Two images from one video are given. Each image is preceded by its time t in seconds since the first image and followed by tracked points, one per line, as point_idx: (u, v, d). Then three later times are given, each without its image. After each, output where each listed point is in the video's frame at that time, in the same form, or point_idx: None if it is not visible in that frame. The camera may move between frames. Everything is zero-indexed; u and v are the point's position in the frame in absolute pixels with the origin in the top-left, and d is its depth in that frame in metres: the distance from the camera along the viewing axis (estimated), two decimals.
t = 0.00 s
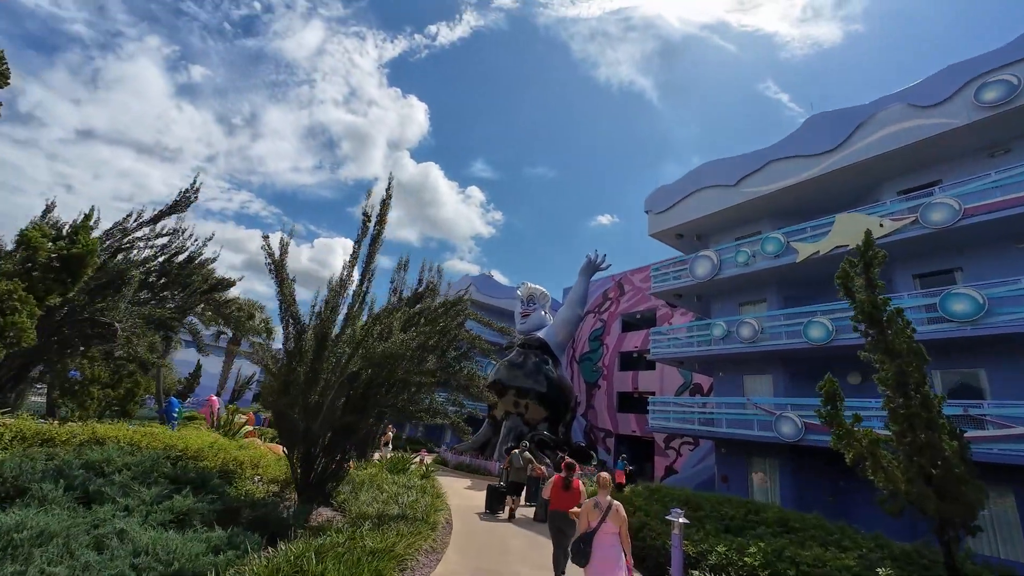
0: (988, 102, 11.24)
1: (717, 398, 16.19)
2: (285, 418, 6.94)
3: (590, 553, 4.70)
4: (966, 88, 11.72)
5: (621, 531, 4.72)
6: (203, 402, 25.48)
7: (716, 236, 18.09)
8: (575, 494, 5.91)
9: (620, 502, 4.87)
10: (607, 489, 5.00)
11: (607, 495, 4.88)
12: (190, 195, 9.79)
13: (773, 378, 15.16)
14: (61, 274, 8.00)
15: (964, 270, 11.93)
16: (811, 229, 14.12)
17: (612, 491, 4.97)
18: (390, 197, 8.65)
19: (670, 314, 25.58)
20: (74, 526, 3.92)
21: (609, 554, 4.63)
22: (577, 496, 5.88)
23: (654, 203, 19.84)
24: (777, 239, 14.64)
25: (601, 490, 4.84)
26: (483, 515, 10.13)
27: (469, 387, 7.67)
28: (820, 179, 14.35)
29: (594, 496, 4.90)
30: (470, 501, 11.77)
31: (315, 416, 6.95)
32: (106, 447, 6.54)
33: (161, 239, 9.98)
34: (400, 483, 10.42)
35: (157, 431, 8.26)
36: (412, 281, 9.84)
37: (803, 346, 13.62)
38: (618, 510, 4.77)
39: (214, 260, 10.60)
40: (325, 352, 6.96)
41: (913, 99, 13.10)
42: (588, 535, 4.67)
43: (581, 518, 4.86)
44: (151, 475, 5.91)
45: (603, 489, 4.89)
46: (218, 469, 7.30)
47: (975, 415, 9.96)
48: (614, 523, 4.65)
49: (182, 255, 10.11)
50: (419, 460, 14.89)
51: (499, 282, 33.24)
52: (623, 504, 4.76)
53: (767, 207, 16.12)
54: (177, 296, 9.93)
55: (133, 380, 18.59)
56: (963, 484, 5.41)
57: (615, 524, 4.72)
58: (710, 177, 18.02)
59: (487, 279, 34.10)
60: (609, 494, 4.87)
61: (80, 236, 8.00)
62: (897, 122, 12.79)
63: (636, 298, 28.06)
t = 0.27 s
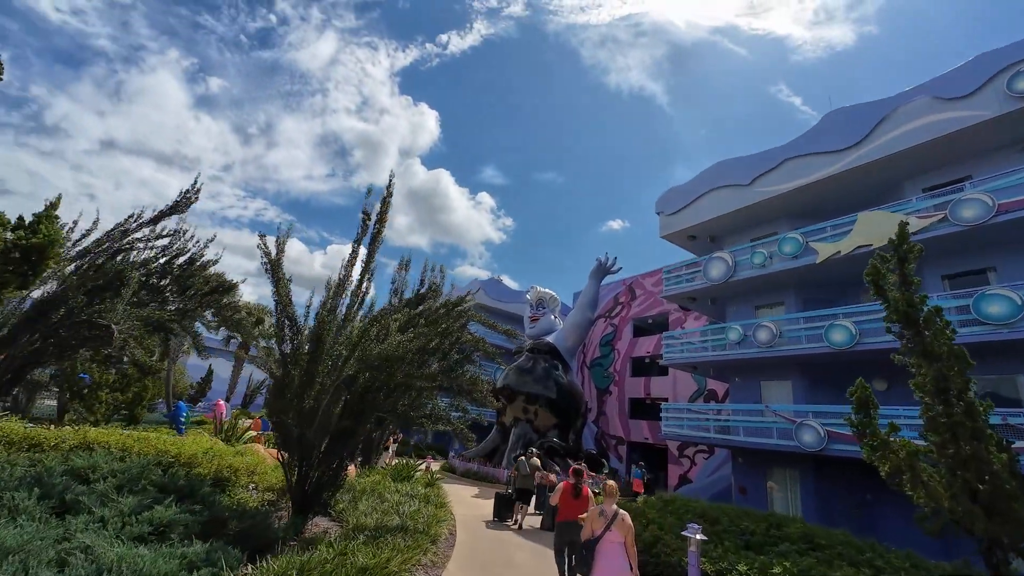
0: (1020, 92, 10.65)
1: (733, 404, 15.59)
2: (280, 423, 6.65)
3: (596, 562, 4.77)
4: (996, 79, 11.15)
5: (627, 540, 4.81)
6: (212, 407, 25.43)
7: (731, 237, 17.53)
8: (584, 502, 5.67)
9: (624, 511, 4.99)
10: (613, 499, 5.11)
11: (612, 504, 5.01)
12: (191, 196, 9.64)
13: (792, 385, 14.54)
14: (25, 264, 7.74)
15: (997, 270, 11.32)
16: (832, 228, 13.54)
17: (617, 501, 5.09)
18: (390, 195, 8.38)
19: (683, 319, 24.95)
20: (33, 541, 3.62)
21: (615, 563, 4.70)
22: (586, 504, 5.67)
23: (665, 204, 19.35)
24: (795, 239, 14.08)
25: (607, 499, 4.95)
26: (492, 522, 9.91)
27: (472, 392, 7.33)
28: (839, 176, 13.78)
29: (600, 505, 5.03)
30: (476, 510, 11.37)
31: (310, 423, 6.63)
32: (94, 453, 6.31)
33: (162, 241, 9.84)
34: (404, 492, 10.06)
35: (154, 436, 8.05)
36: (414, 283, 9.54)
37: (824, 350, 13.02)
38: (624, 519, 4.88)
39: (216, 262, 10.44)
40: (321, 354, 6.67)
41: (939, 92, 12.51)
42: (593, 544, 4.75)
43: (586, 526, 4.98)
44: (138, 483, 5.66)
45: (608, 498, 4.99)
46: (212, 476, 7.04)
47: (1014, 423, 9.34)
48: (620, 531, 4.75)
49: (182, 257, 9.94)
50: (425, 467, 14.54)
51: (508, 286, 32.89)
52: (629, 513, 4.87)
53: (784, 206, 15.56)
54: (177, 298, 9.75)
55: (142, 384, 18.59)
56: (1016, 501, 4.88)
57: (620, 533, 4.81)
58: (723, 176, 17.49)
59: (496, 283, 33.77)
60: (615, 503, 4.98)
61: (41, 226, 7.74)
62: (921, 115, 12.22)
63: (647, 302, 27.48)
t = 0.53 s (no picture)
0: None
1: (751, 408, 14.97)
2: (276, 421, 6.38)
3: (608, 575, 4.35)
4: None
5: (641, 551, 4.41)
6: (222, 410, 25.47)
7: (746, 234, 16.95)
8: (591, 508, 5.28)
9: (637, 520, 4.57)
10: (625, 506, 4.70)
11: (625, 511, 4.59)
12: (192, 191, 9.44)
13: (813, 387, 13.90)
14: None
15: None
16: (854, 222, 12.93)
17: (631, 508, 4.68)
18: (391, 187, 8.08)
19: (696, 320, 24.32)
20: None
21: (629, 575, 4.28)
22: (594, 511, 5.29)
23: (677, 201, 18.83)
24: (815, 235, 13.50)
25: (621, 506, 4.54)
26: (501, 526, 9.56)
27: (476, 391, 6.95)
28: (862, 169, 13.19)
29: (613, 512, 4.62)
30: (483, 516, 10.95)
31: (305, 421, 6.34)
32: (83, 453, 6.07)
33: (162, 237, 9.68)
34: (407, 496, 9.70)
35: (149, 436, 7.82)
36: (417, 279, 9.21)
37: (847, 350, 12.40)
38: (637, 527, 4.47)
39: (217, 259, 10.24)
40: (316, 350, 6.38)
41: (969, 77, 11.90)
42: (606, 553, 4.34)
43: (597, 535, 4.57)
44: (123, 484, 5.38)
45: (622, 504, 4.58)
46: (206, 477, 6.79)
47: None
48: (634, 540, 4.34)
49: (182, 253, 9.76)
50: (432, 471, 14.18)
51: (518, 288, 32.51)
52: (643, 521, 4.47)
53: (803, 201, 14.96)
54: (177, 295, 9.54)
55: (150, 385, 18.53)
56: None
57: (634, 542, 4.40)
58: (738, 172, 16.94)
59: (505, 286, 33.42)
60: (629, 510, 4.57)
61: None
62: (949, 102, 11.63)
63: (660, 304, 26.85)
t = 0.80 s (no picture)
0: None
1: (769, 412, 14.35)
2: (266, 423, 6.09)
3: None
4: None
5: (652, 559, 4.04)
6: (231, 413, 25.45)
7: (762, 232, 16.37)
8: (594, 513, 4.95)
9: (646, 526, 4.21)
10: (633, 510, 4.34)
11: (634, 517, 4.22)
12: (191, 189, 9.27)
13: (835, 390, 13.27)
14: None
15: None
16: (877, 217, 12.33)
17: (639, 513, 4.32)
18: (390, 181, 7.79)
19: (710, 322, 23.66)
20: None
21: None
22: (598, 516, 4.96)
23: (689, 200, 18.31)
24: (835, 231, 12.91)
25: (629, 511, 4.17)
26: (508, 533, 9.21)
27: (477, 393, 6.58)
28: (884, 162, 12.61)
29: (620, 518, 4.26)
30: (489, 524, 10.55)
31: (298, 425, 6.03)
32: (67, 457, 5.83)
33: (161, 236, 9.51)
34: (410, 503, 9.34)
35: (143, 439, 7.58)
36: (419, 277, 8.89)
37: (872, 351, 11.77)
38: (647, 533, 4.12)
39: (217, 259, 10.05)
40: (310, 349, 6.10)
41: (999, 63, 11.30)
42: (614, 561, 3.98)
43: (604, 542, 4.21)
44: (104, 491, 5.11)
45: (631, 509, 4.22)
46: (196, 483, 6.52)
47: None
48: (644, 547, 3.98)
49: (181, 252, 9.57)
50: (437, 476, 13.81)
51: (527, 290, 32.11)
52: (653, 527, 4.12)
53: (821, 197, 14.37)
54: (175, 295, 9.34)
55: (157, 388, 18.50)
56: None
57: (644, 550, 4.04)
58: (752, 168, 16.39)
59: (514, 288, 33.06)
60: (637, 516, 4.21)
61: None
62: (978, 89, 11.05)
63: (672, 306, 26.24)
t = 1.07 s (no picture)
0: None
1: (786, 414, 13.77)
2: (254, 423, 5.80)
3: None
4: None
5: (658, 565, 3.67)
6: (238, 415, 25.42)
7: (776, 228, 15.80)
8: (600, 516, 4.60)
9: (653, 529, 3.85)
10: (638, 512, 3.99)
11: (637, 519, 3.88)
12: (189, 184, 9.08)
13: (857, 391, 12.67)
14: None
15: None
16: (900, 209, 11.75)
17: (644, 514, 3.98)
18: (387, 171, 7.51)
19: (723, 322, 23.04)
20: None
21: None
22: (603, 519, 4.60)
23: (700, 196, 17.80)
24: (856, 225, 12.35)
25: (631, 513, 3.82)
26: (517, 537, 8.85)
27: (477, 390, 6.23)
28: (907, 151, 12.02)
29: (624, 521, 3.92)
30: (495, 528, 10.17)
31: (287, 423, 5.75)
32: (52, 456, 5.62)
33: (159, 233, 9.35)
34: (411, 507, 9.02)
35: (136, 439, 7.37)
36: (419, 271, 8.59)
37: (896, 350, 11.19)
38: (652, 536, 3.76)
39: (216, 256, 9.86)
40: (301, 344, 5.81)
41: None
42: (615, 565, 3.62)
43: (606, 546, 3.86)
44: (82, 493, 4.84)
45: (634, 510, 3.88)
46: (188, 484, 6.31)
47: None
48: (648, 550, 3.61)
49: (180, 249, 9.40)
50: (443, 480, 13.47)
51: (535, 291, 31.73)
52: (658, 529, 3.76)
53: (840, 189, 13.80)
54: (172, 293, 9.15)
55: (164, 390, 18.46)
56: None
57: (649, 553, 3.68)
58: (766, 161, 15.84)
59: (523, 289, 32.70)
60: (642, 517, 3.87)
61: None
62: (1008, 72, 10.46)
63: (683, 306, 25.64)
